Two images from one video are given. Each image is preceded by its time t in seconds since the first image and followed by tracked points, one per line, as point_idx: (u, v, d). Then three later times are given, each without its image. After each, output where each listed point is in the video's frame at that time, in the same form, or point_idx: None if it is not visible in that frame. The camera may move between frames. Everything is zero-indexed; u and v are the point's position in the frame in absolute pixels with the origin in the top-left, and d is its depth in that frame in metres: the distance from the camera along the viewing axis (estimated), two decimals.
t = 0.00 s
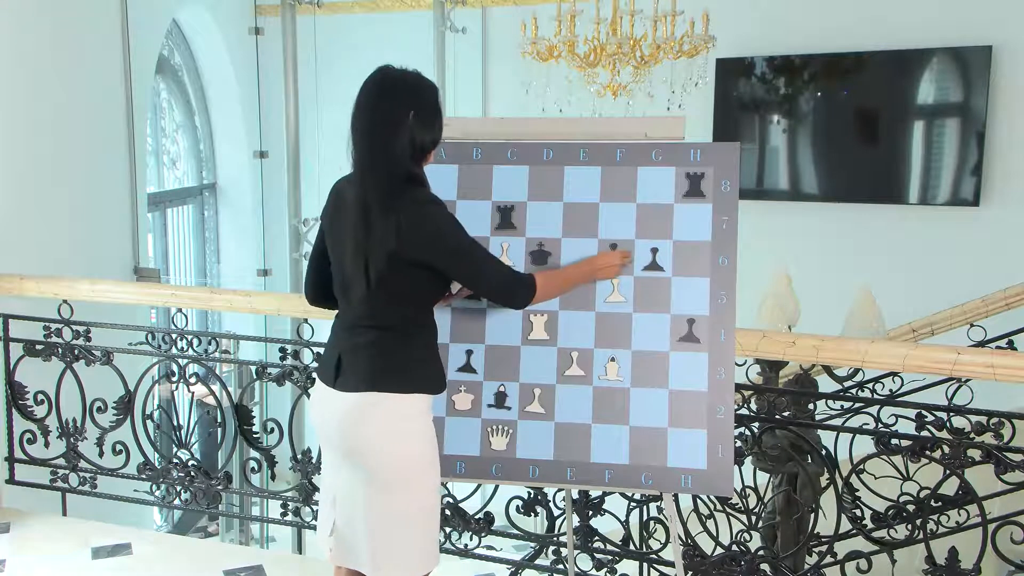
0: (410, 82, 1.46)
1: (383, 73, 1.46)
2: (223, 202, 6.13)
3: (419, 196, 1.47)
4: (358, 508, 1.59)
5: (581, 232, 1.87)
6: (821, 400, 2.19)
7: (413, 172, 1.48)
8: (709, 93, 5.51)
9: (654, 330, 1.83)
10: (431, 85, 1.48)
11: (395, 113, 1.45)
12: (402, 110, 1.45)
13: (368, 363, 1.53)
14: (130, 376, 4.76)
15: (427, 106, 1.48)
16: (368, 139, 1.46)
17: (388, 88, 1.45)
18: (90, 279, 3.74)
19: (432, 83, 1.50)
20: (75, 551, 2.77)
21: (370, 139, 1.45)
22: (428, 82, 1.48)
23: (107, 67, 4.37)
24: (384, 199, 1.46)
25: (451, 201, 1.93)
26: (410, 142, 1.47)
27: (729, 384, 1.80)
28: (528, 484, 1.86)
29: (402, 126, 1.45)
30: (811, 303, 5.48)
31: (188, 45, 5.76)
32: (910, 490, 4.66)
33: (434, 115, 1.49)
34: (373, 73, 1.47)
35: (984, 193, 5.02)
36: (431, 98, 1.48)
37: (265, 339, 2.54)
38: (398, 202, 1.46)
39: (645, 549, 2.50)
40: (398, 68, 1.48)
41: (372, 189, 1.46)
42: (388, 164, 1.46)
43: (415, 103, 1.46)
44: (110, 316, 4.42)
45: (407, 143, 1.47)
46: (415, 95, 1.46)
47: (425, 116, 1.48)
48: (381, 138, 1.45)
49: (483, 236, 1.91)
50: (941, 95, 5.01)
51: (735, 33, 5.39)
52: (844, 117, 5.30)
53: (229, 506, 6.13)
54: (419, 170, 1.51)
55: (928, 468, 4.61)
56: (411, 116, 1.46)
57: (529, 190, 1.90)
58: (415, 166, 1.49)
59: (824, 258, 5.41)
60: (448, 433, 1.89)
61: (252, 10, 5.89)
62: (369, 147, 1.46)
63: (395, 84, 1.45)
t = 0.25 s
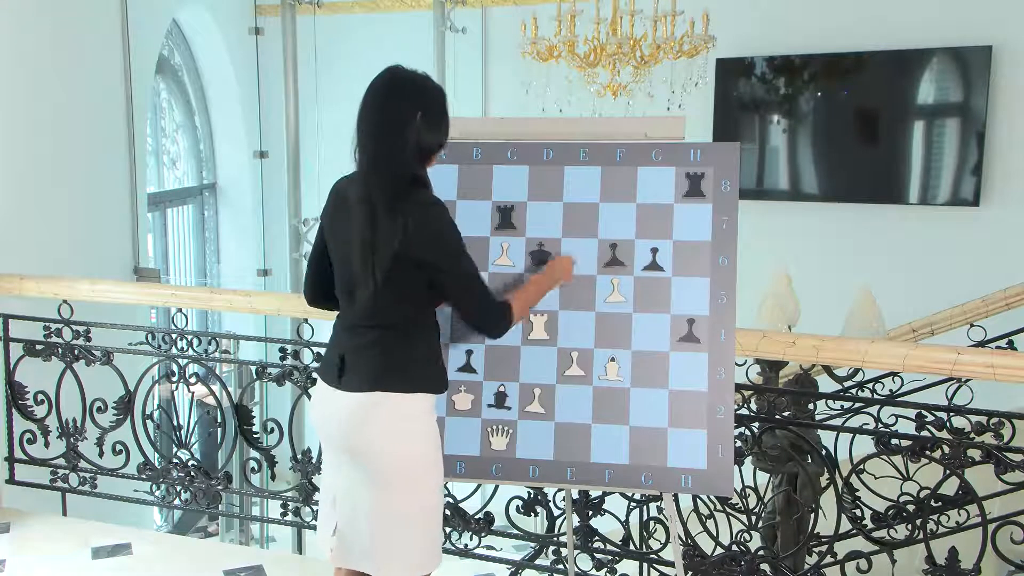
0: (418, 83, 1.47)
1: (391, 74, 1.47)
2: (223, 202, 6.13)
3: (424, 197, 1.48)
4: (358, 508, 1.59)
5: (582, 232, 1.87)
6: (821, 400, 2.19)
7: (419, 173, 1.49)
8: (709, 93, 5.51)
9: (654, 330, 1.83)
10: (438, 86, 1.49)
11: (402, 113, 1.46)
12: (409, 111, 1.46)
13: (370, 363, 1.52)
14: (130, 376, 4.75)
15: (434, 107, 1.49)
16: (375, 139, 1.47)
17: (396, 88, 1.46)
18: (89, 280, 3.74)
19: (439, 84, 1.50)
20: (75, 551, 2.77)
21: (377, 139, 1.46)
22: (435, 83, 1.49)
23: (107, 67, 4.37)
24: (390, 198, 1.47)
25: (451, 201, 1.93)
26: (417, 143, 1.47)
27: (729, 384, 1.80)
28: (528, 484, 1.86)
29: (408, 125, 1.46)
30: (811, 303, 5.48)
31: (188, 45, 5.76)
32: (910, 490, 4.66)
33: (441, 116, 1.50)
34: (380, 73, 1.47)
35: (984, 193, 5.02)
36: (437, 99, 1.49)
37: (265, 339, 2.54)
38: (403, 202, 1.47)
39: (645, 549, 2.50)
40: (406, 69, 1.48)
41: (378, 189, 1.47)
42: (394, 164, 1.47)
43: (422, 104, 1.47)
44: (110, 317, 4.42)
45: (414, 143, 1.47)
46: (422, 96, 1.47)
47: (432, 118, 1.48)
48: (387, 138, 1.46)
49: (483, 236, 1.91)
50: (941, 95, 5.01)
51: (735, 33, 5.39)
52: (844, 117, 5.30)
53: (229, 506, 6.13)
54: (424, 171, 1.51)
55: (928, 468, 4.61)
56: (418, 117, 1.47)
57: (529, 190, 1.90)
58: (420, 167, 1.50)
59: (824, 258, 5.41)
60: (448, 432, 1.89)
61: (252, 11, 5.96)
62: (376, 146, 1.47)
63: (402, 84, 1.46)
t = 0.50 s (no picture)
0: (420, 83, 1.46)
1: (394, 75, 1.47)
2: (223, 202, 6.13)
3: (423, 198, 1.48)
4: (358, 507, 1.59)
5: (582, 232, 1.87)
6: (821, 400, 2.19)
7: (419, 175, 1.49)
8: (709, 93, 5.51)
9: (654, 330, 1.83)
10: (439, 88, 1.49)
11: (403, 114, 1.46)
12: (410, 112, 1.46)
13: (368, 363, 1.53)
14: (130, 376, 4.75)
15: (436, 109, 1.48)
16: (376, 139, 1.46)
17: (398, 89, 1.46)
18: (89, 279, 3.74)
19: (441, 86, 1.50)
20: (75, 551, 2.77)
21: (378, 139, 1.46)
22: (438, 84, 1.49)
23: (107, 67, 4.37)
24: (389, 200, 1.46)
25: (451, 201, 1.93)
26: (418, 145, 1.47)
27: (729, 384, 1.80)
28: (528, 484, 1.86)
29: (410, 127, 1.46)
30: (811, 303, 5.48)
31: (188, 45, 5.76)
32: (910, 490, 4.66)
33: (442, 117, 1.49)
34: (383, 73, 1.47)
35: (984, 193, 5.02)
36: (439, 101, 1.49)
37: (265, 339, 2.54)
38: (401, 204, 1.47)
39: (645, 549, 2.50)
40: (409, 70, 1.48)
41: (377, 189, 1.47)
42: (394, 166, 1.47)
43: (424, 105, 1.47)
44: (110, 317, 4.42)
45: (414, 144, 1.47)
46: (424, 97, 1.46)
47: (433, 119, 1.48)
48: (388, 139, 1.46)
49: (483, 236, 1.90)
50: (941, 95, 5.01)
51: (735, 33, 5.38)
52: (844, 117, 5.30)
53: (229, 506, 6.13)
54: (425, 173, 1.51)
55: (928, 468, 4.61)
56: (419, 118, 1.46)
57: (529, 191, 1.90)
58: (420, 168, 1.50)
59: (824, 258, 5.41)
60: (448, 433, 1.89)
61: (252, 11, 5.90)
62: (376, 147, 1.46)
63: (404, 85, 1.46)
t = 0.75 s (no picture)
0: (422, 84, 1.46)
1: (395, 75, 1.47)
2: (223, 202, 6.13)
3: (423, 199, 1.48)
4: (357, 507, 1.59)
5: (582, 232, 1.87)
6: (821, 400, 2.19)
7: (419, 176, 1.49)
8: (709, 93, 5.51)
9: (654, 330, 1.82)
10: (441, 89, 1.49)
11: (404, 115, 1.45)
12: (411, 113, 1.46)
13: (366, 363, 1.53)
14: (130, 376, 4.75)
15: (437, 110, 1.48)
16: (377, 140, 1.46)
17: (399, 90, 1.46)
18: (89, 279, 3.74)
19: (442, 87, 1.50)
20: (74, 551, 2.77)
21: (378, 139, 1.46)
22: (439, 86, 1.49)
23: (106, 67, 4.37)
24: (388, 200, 1.46)
25: (451, 201, 1.93)
26: (418, 145, 1.47)
27: (729, 384, 1.80)
28: (528, 484, 1.86)
29: (411, 127, 1.46)
30: (811, 303, 5.48)
31: (188, 45, 5.76)
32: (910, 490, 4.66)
33: (443, 119, 1.49)
34: (385, 73, 1.47)
35: (984, 193, 5.02)
36: (440, 102, 1.48)
37: (264, 339, 2.54)
38: (401, 204, 1.47)
39: (645, 549, 2.50)
40: (411, 71, 1.48)
41: (377, 190, 1.47)
42: (394, 166, 1.47)
43: (425, 106, 1.46)
44: (110, 317, 4.42)
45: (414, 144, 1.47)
46: (426, 99, 1.46)
47: (435, 120, 1.48)
48: (388, 139, 1.46)
49: (483, 236, 1.90)
50: (941, 95, 5.01)
51: (735, 33, 5.38)
52: (844, 117, 5.30)
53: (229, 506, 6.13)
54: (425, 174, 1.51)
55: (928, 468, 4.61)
56: (420, 119, 1.46)
57: (529, 190, 1.90)
58: (420, 169, 1.50)
59: (824, 258, 5.41)
60: (448, 433, 1.89)
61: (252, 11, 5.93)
62: (377, 147, 1.46)
63: (405, 85, 1.46)
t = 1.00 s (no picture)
0: (421, 85, 1.46)
1: (395, 75, 1.47)
2: (223, 202, 6.13)
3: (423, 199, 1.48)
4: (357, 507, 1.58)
5: (582, 232, 1.87)
6: (821, 400, 2.19)
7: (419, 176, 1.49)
8: (709, 93, 5.51)
9: (654, 330, 1.82)
10: (440, 89, 1.49)
11: (404, 115, 1.45)
12: (412, 114, 1.46)
13: (366, 362, 1.53)
14: (130, 376, 4.75)
15: (437, 111, 1.48)
16: (377, 140, 1.46)
17: (399, 90, 1.46)
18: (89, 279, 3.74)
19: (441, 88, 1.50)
20: (74, 551, 2.77)
21: (378, 140, 1.46)
22: (439, 86, 1.49)
23: (106, 67, 4.37)
24: (388, 200, 1.46)
25: (451, 201, 1.93)
26: (418, 146, 1.47)
27: (729, 384, 1.80)
28: (528, 484, 1.86)
29: (411, 128, 1.46)
30: (811, 302, 5.48)
31: (188, 45, 5.76)
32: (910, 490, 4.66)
33: (443, 119, 1.49)
34: (385, 74, 1.47)
35: (984, 193, 5.02)
36: (440, 102, 1.48)
37: (264, 339, 2.54)
38: (400, 204, 1.47)
39: (645, 549, 2.50)
40: (411, 71, 1.48)
41: (377, 189, 1.47)
42: (394, 166, 1.46)
43: (425, 107, 1.47)
44: (110, 316, 4.42)
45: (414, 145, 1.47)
46: (426, 99, 1.46)
47: (435, 121, 1.48)
48: (388, 140, 1.46)
49: (483, 236, 1.90)
50: (941, 95, 5.01)
51: (735, 33, 5.38)
52: (844, 117, 5.30)
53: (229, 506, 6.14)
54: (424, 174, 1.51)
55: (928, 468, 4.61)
56: (420, 120, 1.46)
57: (529, 191, 1.90)
58: (420, 169, 1.50)
59: (824, 258, 5.41)
60: (448, 433, 1.89)
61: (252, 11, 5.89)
62: (377, 147, 1.46)
63: (405, 85, 1.46)
